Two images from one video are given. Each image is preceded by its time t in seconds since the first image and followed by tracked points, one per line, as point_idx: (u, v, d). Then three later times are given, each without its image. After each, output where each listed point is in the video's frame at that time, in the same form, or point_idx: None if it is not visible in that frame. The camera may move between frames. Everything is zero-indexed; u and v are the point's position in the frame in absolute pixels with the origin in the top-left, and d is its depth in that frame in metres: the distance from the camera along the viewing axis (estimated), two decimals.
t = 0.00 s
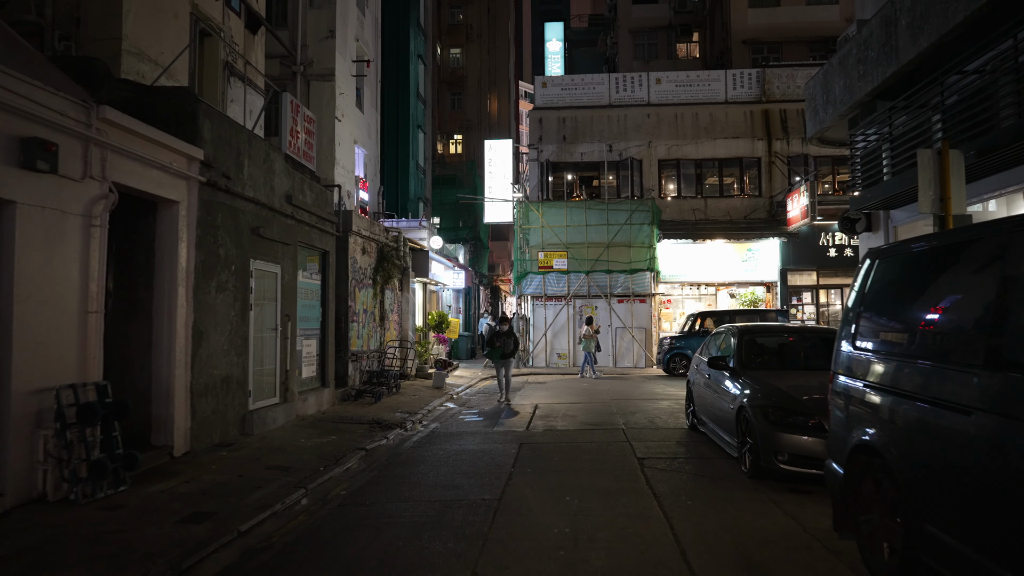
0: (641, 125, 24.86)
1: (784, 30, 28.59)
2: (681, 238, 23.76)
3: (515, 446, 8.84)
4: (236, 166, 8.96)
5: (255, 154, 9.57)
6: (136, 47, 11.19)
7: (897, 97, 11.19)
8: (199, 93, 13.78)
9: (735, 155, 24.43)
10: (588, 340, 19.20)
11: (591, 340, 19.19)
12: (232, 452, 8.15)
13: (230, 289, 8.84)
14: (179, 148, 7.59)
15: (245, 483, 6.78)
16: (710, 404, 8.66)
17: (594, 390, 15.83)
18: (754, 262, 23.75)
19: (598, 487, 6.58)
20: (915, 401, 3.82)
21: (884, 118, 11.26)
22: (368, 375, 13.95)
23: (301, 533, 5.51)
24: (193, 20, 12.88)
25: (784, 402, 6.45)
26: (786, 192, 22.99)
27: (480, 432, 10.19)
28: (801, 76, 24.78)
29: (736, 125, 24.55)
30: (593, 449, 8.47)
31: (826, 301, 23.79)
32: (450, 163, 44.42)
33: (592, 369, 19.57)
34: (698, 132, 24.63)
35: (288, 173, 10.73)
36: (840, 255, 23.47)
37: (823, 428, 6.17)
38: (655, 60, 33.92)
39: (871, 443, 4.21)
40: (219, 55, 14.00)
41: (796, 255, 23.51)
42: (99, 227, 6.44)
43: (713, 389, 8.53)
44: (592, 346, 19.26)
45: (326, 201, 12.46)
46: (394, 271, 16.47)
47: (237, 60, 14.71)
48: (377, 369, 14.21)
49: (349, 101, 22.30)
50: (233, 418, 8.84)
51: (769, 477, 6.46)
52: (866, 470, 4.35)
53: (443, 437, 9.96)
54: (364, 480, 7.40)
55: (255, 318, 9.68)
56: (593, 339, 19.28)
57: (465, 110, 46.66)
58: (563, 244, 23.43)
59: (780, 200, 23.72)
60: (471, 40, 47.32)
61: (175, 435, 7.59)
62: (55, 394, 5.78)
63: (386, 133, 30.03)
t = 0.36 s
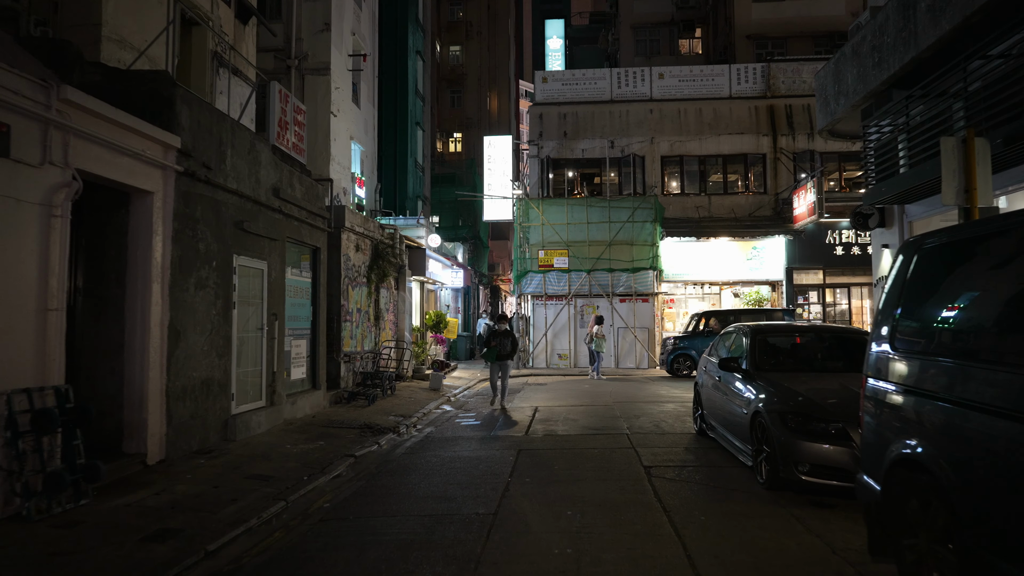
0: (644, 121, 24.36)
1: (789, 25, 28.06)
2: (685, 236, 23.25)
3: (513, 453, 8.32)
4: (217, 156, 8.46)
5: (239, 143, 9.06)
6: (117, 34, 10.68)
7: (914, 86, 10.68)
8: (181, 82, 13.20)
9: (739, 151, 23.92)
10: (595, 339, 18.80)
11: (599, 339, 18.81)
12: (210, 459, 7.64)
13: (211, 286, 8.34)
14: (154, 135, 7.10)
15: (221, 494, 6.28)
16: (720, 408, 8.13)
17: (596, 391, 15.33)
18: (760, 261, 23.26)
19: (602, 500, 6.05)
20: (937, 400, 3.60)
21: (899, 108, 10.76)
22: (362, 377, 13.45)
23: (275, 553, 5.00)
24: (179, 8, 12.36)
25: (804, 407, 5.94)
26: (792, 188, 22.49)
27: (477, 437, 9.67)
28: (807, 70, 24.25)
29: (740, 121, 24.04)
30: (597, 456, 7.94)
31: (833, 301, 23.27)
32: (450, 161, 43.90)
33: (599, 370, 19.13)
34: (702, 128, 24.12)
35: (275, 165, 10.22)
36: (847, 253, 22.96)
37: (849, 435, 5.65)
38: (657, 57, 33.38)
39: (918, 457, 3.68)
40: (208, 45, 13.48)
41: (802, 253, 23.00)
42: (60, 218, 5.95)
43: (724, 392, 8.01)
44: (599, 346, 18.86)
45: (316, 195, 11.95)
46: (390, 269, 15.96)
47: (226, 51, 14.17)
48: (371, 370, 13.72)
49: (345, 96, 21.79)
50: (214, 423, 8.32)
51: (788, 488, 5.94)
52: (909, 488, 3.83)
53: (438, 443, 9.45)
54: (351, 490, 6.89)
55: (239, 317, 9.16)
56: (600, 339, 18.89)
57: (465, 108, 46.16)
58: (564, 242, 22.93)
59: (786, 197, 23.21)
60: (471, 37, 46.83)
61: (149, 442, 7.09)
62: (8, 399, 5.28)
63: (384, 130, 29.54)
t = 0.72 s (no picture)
0: (648, 116, 23.79)
1: (795, 19, 27.47)
2: (690, 235, 22.68)
3: (515, 462, 7.77)
4: (198, 145, 7.91)
5: (222, 132, 8.52)
6: (97, 19, 10.12)
7: (937, 73, 10.12)
8: (167, 70, 12.63)
9: (746, 147, 23.35)
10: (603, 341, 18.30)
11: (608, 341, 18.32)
12: (188, 470, 7.09)
13: (191, 283, 7.79)
14: (125, 120, 6.57)
15: (194, 510, 5.74)
16: (737, 415, 7.59)
17: (600, 394, 14.79)
18: (767, 259, 22.74)
19: (613, 518, 5.49)
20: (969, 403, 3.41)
21: (921, 97, 10.20)
22: (357, 379, 12.92)
23: None
24: None
25: (835, 416, 5.41)
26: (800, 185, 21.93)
27: (475, 444, 9.11)
28: (815, 65, 23.68)
29: (746, 116, 23.48)
30: (604, 467, 7.38)
31: (842, 301, 22.75)
32: (450, 159, 43.33)
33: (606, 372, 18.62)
34: (707, 123, 23.55)
35: (262, 156, 9.67)
36: (856, 252, 22.43)
37: (886, 447, 5.09)
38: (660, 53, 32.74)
39: (989, 481, 3.14)
40: (196, 33, 12.92)
41: (809, 252, 22.45)
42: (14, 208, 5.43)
43: (741, 398, 7.46)
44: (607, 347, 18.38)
45: (308, 189, 11.40)
46: (387, 267, 15.43)
47: (216, 40, 13.55)
48: (366, 373, 13.18)
49: (341, 90, 21.22)
50: (194, 430, 7.77)
51: (817, 506, 5.39)
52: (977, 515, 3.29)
53: (434, 450, 8.91)
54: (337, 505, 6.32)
55: (222, 316, 8.60)
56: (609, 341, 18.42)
57: (465, 105, 45.62)
58: (566, 241, 22.38)
59: (794, 194, 22.65)
60: (471, 34, 46.30)
61: (120, 452, 6.56)
62: None
63: (382, 127, 29.01)
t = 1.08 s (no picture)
0: (653, 111, 23.26)
1: (802, 13, 26.92)
2: (696, 232, 22.15)
3: (519, 473, 7.23)
4: (179, 132, 7.39)
5: (206, 120, 7.98)
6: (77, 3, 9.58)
7: (965, 59, 9.57)
8: (156, 58, 12.09)
9: (753, 143, 22.80)
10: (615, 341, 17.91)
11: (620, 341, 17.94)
12: (167, 482, 6.57)
13: (172, 282, 7.26)
14: (96, 103, 6.04)
15: (168, 530, 5.22)
16: (759, 422, 7.05)
17: (606, 397, 14.26)
18: (775, 258, 22.19)
19: (629, 540, 4.96)
20: None
21: (947, 85, 9.66)
22: (353, 382, 12.42)
23: None
24: None
25: (875, 426, 4.89)
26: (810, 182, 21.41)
27: (476, 452, 8.56)
28: (823, 58, 23.14)
29: (753, 111, 22.95)
30: (615, 478, 6.85)
31: (851, 300, 22.28)
32: (450, 157, 42.80)
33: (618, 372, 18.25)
34: (713, 119, 23.01)
35: (251, 146, 9.14)
36: (866, 250, 21.92)
37: (937, 462, 4.54)
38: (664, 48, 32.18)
39: None
40: (186, 21, 12.39)
41: (818, 250, 21.93)
42: None
43: (764, 404, 6.91)
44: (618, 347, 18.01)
45: (301, 183, 10.87)
46: (385, 266, 14.91)
47: (207, 28, 12.99)
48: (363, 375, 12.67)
49: (339, 85, 20.68)
50: (175, 438, 7.25)
51: (855, 527, 4.86)
52: None
53: (433, 458, 8.39)
54: (326, 522, 5.79)
55: (206, 316, 8.07)
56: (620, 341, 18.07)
57: (466, 103, 45.10)
58: (569, 238, 21.87)
59: (802, 191, 22.11)
60: (472, 31, 45.82)
61: (90, 464, 6.03)
62: None
63: (382, 123, 28.51)
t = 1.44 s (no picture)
0: (657, 105, 22.71)
1: (809, 6, 26.34)
2: (701, 229, 21.61)
3: (520, 483, 6.67)
4: (155, 114, 6.86)
5: (186, 102, 7.44)
6: None
7: (994, 41, 9.03)
8: (140, 42, 11.52)
9: (760, 138, 22.27)
10: (627, 341, 17.51)
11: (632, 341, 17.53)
12: (138, 493, 6.02)
13: (147, 275, 6.72)
14: (58, 77, 5.50)
15: (131, 548, 4.69)
16: (780, 427, 6.51)
17: (611, 398, 13.74)
18: (783, 255, 21.64)
19: (646, 560, 4.42)
20: None
21: (976, 69, 9.12)
22: (347, 383, 11.90)
23: None
24: None
25: (922, 434, 4.35)
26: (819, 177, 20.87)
27: (475, 458, 8.01)
28: (832, 51, 22.56)
29: (760, 105, 22.41)
30: (625, 489, 6.30)
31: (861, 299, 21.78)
32: (450, 155, 42.29)
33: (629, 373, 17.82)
34: (720, 113, 22.47)
35: (236, 132, 8.59)
36: (876, 247, 21.37)
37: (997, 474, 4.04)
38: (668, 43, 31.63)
39: None
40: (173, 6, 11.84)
41: (827, 247, 21.40)
42: None
43: (787, 407, 6.36)
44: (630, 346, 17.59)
45: (291, 173, 10.33)
46: (381, 262, 14.39)
47: (196, 13, 12.44)
48: (358, 375, 12.15)
49: (335, 78, 20.14)
50: (151, 444, 6.72)
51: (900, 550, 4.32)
52: None
53: (429, 465, 7.86)
54: (310, 539, 5.24)
55: (184, 313, 7.52)
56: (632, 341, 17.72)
57: (466, 100, 44.56)
58: (572, 235, 21.34)
59: (811, 187, 21.57)
60: (473, 28, 45.30)
61: (51, 474, 5.50)
62: None
63: (381, 118, 28.00)
